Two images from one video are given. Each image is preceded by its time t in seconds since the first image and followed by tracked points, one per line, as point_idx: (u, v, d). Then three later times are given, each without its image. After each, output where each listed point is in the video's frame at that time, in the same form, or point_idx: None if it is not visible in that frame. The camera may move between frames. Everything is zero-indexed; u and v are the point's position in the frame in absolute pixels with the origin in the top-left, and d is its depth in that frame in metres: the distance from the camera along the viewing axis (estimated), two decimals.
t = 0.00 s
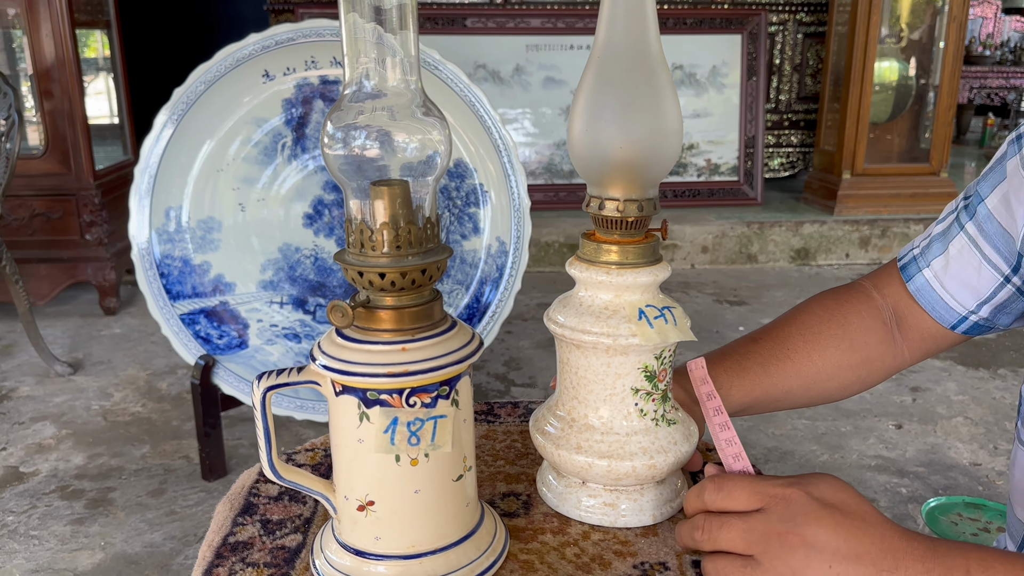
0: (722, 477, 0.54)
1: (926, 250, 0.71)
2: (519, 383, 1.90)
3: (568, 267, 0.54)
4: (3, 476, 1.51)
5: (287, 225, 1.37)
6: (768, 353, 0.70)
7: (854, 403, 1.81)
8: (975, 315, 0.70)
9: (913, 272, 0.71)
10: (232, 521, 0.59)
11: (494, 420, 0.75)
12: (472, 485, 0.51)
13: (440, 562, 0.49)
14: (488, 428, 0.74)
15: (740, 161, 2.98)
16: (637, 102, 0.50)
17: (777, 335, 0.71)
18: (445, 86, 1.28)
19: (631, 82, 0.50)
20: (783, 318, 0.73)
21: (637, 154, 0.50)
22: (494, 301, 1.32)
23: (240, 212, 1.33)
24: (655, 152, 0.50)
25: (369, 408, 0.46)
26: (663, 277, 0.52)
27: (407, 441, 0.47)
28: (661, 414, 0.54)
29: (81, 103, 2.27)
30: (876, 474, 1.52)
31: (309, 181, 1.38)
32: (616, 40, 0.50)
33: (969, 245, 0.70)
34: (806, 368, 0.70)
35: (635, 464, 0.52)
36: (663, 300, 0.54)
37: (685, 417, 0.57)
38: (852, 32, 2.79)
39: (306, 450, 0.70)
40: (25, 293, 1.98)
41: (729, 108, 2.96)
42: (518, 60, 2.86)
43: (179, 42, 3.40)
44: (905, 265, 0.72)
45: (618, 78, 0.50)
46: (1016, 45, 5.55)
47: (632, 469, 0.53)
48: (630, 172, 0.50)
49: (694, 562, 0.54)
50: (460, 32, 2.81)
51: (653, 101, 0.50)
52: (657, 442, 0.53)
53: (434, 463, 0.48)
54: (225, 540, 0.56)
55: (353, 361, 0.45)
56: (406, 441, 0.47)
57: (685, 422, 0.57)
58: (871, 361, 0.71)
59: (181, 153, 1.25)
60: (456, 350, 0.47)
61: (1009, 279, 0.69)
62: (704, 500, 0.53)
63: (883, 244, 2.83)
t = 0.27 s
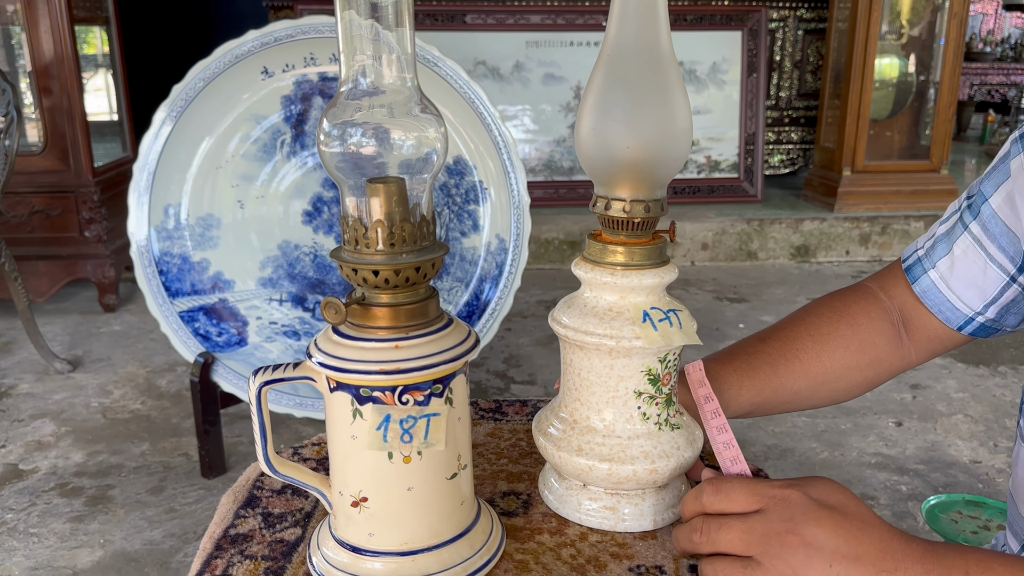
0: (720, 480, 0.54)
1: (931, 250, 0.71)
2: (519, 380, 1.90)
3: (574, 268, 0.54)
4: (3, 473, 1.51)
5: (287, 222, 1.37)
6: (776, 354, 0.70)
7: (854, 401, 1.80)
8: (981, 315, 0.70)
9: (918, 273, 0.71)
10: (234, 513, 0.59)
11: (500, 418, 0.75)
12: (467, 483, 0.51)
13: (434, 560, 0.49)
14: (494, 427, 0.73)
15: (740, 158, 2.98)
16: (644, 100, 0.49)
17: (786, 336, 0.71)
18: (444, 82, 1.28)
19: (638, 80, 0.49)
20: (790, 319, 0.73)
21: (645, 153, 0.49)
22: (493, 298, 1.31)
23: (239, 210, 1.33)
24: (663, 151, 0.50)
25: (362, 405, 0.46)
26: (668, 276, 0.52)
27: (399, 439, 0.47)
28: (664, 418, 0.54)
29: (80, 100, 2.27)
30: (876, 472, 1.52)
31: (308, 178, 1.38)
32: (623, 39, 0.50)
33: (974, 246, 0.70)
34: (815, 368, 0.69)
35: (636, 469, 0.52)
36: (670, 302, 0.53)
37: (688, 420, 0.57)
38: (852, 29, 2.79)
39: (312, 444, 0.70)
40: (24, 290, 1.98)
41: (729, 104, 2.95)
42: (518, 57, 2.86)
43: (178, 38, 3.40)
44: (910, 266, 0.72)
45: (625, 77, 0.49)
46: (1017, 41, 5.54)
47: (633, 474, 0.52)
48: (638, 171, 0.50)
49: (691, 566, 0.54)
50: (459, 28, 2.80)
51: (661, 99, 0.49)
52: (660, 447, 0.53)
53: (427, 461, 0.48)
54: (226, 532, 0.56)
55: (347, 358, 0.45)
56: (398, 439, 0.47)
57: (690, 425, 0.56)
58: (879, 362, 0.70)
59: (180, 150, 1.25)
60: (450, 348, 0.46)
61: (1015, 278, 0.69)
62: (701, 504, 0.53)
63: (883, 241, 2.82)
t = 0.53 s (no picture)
0: (719, 476, 0.54)
1: (930, 245, 0.71)
2: (518, 378, 1.90)
3: (570, 265, 0.54)
4: (3, 471, 1.51)
5: (287, 219, 1.37)
6: (779, 352, 0.70)
7: (854, 398, 1.81)
8: (980, 311, 0.70)
9: (917, 269, 0.71)
10: (236, 506, 0.59)
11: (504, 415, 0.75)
12: (465, 479, 0.51)
13: (430, 555, 0.49)
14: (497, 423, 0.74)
15: (740, 156, 2.98)
16: (641, 99, 0.49)
17: (787, 333, 0.70)
18: (444, 80, 1.28)
19: (636, 78, 0.49)
20: (789, 315, 0.72)
21: (642, 152, 0.49)
22: (493, 296, 1.31)
23: (239, 208, 1.33)
24: (659, 150, 0.50)
25: (359, 400, 0.46)
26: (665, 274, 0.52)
27: (397, 434, 0.47)
28: (658, 417, 0.54)
29: (80, 97, 2.27)
30: (876, 469, 1.52)
31: (308, 176, 1.38)
32: (620, 37, 0.50)
33: (973, 241, 0.69)
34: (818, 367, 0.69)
35: (629, 467, 0.52)
36: (666, 300, 0.53)
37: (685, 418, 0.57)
38: (852, 27, 2.79)
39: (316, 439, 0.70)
40: (25, 287, 1.98)
41: (729, 102, 2.95)
42: (518, 55, 2.86)
43: (177, 36, 3.40)
44: (909, 261, 0.72)
45: (622, 75, 0.49)
46: (1017, 38, 5.54)
47: (626, 472, 0.53)
48: (635, 170, 0.50)
49: (688, 564, 0.54)
50: (459, 25, 2.80)
51: (658, 98, 0.49)
52: (654, 446, 0.53)
53: (424, 456, 0.48)
54: (227, 525, 0.56)
55: (344, 354, 0.45)
56: (395, 434, 0.47)
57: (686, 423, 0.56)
58: (880, 359, 0.71)
59: (180, 148, 1.25)
60: (446, 344, 0.46)
61: (1013, 273, 0.69)
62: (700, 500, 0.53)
63: (883, 239, 2.82)
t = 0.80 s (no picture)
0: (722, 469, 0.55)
1: (925, 237, 0.71)
2: (517, 378, 1.90)
3: (564, 266, 0.54)
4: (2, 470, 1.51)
5: (286, 218, 1.37)
6: (772, 344, 0.70)
7: (853, 398, 1.80)
8: (973, 302, 0.70)
9: (912, 260, 0.72)
10: (231, 509, 0.59)
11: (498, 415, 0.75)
12: (463, 480, 0.51)
13: (428, 556, 0.49)
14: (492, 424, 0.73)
15: (741, 155, 2.98)
16: (636, 99, 0.49)
17: (779, 325, 0.71)
18: (442, 79, 1.28)
19: (630, 79, 0.49)
20: (782, 306, 0.73)
21: (636, 153, 0.49)
22: (492, 295, 1.31)
23: (238, 207, 1.33)
24: (653, 150, 0.50)
25: (358, 401, 0.46)
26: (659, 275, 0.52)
27: (395, 435, 0.47)
28: (653, 418, 0.54)
29: (79, 96, 2.27)
30: (875, 469, 1.52)
31: (307, 175, 1.38)
32: (615, 37, 0.50)
33: (970, 236, 0.69)
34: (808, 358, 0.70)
35: (624, 467, 0.52)
36: (661, 301, 0.53)
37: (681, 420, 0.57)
38: (852, 26, 2.78)
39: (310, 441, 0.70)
40: (24, 286, 1.98)
41: (729, 102, 2.95)
42: (518, 54, 2.86)
43: (177, 35, 3.40)
44: (903, 251, 0.72)
45: (616, 75, 0.49)
46: (1018, 38, 5.53)
47: (621, 473, 0.52)
48: (628, 171, 0.50)
49: (686, 562, 0.54)
50: (459, 25, 2.80)
51: (652, 98, 0.49)
52: (648, 446, 0.53)
53: (423, 457, 0.48)
54: (222, 528, 0.56)
55: (343, 355, 0.45)
56: (394, 435, 0.47)
57: (682, 424, 0.57)
58: (871, 349, 0.72)
59: (179, 147, 1.25)
60: (443, 345, 0.46)
61: (1008, 269, 0.68)
62: (703, 489, 0.54)
63: (883, 239, 2.82)
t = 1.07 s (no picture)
0: (718, 464, 0.57)
1: (928, 245, 0.72)
2: (517, 378, 1.91)
3: (552, 270, 0.54)
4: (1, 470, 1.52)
5: (285, 219, 1.38)
6: (782, 346, 0.71)
7: (852, 399, 1.81)
8: (978, 309, 0.70)
9: (916, 268, 0.72)
10: (222, 520, 0.59)
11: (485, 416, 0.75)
12: (463, 484, 0.51)
13: (431, 560, 0.49)
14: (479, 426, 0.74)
15: (740, 156, 2.98)
16: (623, 102, 0.49)
17: (788, 328, 0.72)
18: (441, 80, 1.28)
19: (618, 82, 0.49)
20: (792, 311, 0.74)
21: (623, 156, 0.50)
22: (490, 297, 1.32)
23: (236, 208, 1.34)
24: (639, 154, 0.50)
25: (360, 407, 0.46)
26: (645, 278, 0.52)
27: (398, 440, 0.47)
28: (635, 422, 0.54)
29: (80, 97, 2.27)
30: (873, 470, 1.52)
31: (306, 176, 1.38)
32: (602, 40, 0.50)
33: (973, 242, 0.69)
34: (819, 361, 0.70)
35: (601, 471, 0.52)
36: (646, 305, 0.53)
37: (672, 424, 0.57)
38: (852, 28, 2.79)
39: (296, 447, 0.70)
40: (24, 286, 1.98)
41: (729, 103, 2.95)
42: (518, 55, 2.86)
43: (177, 35, 3.40)
44: (907, 260, 0.73)
45: (604, 78, 0.50)
46: (1019, 39, 5.53)
47: (599, 476, 0.53)
48: (615, 174, 0.50)
49: (684, 556, 0.54)
50: (459, 26, 2.80)
51: (639, 101, 0.50)
52: (628, 451, 0.53)
53: (425, 461, 0.48)
54: (215, 539, 0.56)
55: (344, 361, 0.45)
56: (397, 440, 0.47)
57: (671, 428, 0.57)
58: (882, 356, 0.72)
59: (179, 148, 1.25)
60: (443, 349, 0.47)
61: (1012, 274, 0.69)
62: (699, 481, 0.56)
63: (883, 240, 2.83)
